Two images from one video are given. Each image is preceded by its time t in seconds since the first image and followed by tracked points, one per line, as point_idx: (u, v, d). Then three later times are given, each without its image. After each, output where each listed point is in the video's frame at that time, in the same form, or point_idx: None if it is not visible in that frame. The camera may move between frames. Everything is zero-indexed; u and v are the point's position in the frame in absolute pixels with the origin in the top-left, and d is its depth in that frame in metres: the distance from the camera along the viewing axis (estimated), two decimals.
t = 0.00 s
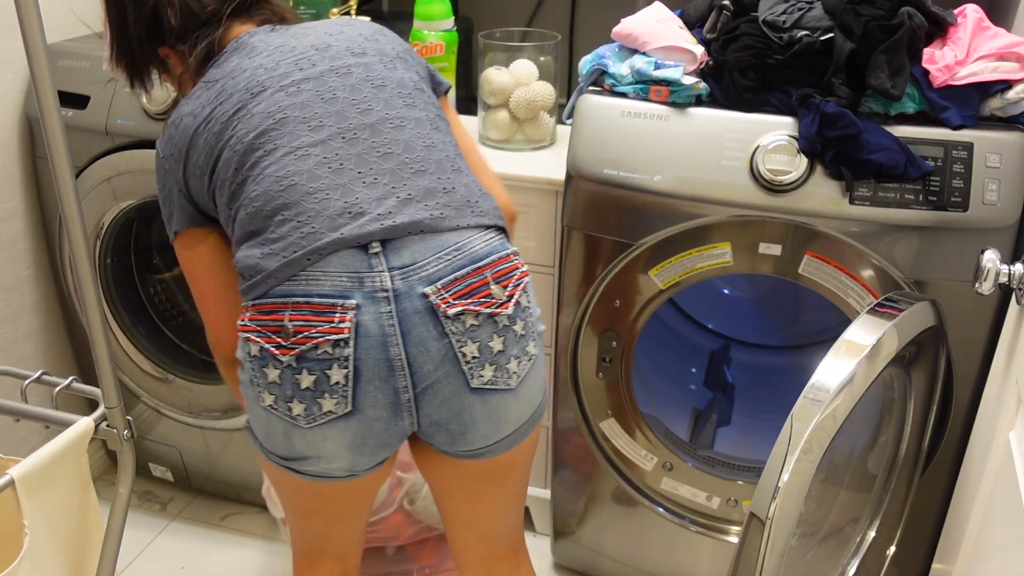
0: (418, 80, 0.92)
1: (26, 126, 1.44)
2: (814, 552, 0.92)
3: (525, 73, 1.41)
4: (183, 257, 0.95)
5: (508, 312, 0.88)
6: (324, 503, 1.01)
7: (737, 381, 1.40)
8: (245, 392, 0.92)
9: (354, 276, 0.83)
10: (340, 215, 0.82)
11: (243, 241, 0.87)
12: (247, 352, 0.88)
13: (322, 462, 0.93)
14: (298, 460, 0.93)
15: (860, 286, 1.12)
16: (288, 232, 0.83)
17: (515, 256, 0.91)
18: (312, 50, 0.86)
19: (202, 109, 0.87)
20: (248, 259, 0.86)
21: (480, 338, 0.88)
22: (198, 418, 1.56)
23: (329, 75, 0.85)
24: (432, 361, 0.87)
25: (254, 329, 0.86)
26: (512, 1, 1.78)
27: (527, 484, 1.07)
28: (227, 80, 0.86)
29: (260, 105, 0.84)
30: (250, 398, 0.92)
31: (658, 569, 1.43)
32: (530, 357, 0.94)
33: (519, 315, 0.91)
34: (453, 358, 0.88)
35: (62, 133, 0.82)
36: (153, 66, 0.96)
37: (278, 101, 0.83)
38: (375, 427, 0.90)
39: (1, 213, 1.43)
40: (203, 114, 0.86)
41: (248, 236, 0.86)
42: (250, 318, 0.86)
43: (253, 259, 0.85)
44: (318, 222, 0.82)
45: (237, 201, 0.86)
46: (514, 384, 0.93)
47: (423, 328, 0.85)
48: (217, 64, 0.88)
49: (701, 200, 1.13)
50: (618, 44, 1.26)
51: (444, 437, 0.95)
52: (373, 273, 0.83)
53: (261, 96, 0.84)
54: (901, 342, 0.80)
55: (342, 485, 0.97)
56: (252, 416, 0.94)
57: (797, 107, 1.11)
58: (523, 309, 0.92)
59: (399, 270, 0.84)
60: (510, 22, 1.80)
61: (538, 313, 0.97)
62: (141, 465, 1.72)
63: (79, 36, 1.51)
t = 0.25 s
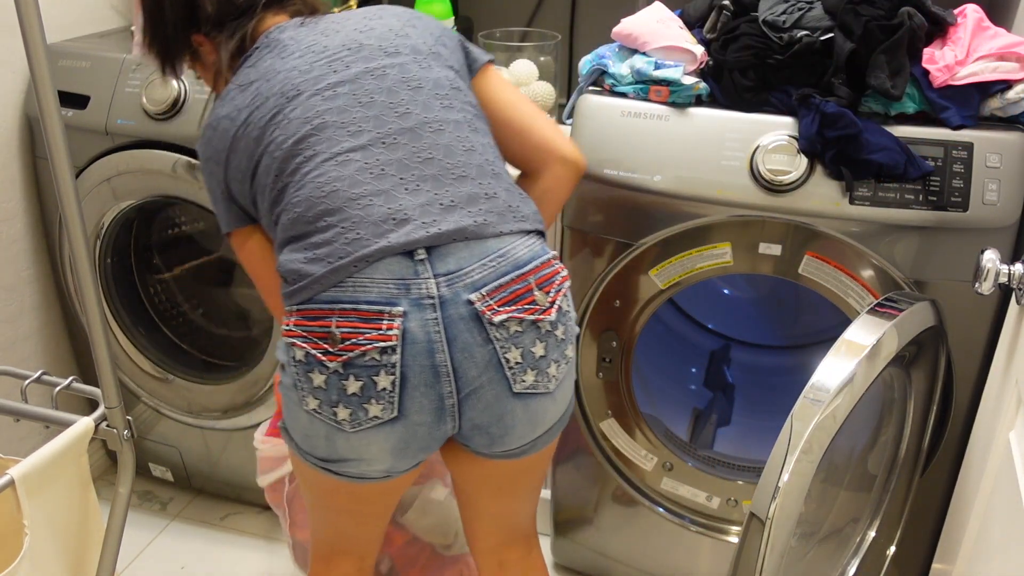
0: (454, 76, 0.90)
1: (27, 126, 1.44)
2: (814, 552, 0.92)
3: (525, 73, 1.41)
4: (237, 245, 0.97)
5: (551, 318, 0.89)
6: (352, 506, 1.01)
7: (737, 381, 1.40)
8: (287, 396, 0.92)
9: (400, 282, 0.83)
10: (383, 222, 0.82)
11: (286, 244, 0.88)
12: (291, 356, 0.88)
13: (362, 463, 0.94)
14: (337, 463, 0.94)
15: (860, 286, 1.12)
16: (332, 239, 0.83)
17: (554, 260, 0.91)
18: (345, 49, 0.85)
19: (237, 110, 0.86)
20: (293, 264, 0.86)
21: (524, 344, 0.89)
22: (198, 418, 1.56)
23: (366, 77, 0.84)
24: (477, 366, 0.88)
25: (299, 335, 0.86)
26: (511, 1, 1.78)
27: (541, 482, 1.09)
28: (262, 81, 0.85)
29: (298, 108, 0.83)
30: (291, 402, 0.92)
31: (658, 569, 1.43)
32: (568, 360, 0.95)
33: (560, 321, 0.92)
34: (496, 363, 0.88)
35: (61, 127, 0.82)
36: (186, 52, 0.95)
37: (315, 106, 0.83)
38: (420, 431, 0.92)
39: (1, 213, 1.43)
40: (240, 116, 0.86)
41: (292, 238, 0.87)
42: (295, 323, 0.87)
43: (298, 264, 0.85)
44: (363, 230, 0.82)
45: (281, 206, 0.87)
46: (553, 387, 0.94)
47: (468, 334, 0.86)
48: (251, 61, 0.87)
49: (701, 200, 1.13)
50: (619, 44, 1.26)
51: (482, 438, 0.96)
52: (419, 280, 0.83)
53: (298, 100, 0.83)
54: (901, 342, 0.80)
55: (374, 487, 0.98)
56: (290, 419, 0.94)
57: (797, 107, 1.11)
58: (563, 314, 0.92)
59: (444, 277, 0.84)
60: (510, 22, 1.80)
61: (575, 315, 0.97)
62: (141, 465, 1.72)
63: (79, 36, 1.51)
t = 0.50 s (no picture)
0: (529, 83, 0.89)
1: (27, 126, 1.44)
2: (815, 552, 0.92)
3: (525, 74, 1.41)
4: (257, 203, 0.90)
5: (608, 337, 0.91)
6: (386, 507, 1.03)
7: (737, 381, 1.41)
8: (343, 396, 0.91)
9: (473, 296, 0.82)
10: (459, 231, 0.81)
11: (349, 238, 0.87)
12: (355, 358, 0.87)
13: (415, 465, 0.94)
14: (388, 463, 0.94)
15: (860, 286, 1.12)
16: (403, 240, 0.82)
17: (610, 278, 0.93)
18: (430, 40, 0.83)
19: (303, 89, 0.83)
20: (359, 258, 0.86)
21: (582, 360, 0.90)
22: (198, 418, 1.56)
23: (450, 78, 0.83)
24: (537, 379, 0.89)
25: (368, 338, 0.86)
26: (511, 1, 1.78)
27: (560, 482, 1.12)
28: (336, 59, 0.82)
29: (375, 100, 0.81)
30: (347, 404, 0.91)
31: (659, 569, 1.43)
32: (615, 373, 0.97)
33: (613, 338, 0.94)
34: (555, 377, 0.89)
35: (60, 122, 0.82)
36: None
37: (398, 100, 0.81)
38: (477, 438, 0.92)
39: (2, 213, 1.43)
40: (306, 97, 0.83)
41: (355, 233, 0.86)
42: (363, 327, 0.86)
43: (369, 264, 0.85)
44: (437, 238, 0.81)
45: (348, 199, 0.85)
46: (599, 400, 0.96)
47: (533, 348, 0.86)
48: (322, 32, 0.84)
49: (701, 200, 1.13)
50: (619, 44, 1.26)
51: (527, 442, 0.97)
52: (490, 294, 0.83)
53: (379, 90, 0.81)
54: (901, 342, 0.80)
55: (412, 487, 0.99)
56: (339, 418, 0.93)
57: (797, 107, 1.11)
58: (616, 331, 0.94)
59: (515, 292, 0.84)
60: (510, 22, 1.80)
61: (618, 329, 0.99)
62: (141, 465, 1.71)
63: (79, 36, 1.51)
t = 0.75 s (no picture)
0: (552, 73, 0.91)
1: (27, 126, 1.44)
2: (815, 552, 0.92)
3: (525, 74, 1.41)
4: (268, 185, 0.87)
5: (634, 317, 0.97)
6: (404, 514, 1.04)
7: (737, 381, 1.41)
8: (384, 404, 0.91)
9: (516, 292, 0.85)
10: (503, 228, 0.83)
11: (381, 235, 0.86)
12: (401, 363, 0.88)
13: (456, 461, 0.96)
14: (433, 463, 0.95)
15: (860, 286, 1.12)
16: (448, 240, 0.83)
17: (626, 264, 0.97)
18: (466, 30, 0.84)
19: (338, 78, 0.81)
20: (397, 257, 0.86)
21: (611, 342, 0.94)
22: (198, 418, 1.56)
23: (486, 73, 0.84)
24: (575, 367, 0.92)
25: (415, 344, 0.87)
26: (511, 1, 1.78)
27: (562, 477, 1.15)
28: (370, 47, 0.80)
29: (417, 93, 0.81)
30: (386, 411, 0.91)
31: (659, 569, 1.43)
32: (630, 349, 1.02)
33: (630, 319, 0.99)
34: (590, 361, 0.93)
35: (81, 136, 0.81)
36: None
37: (440, 94, 0.81)
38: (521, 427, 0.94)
39: (2, 213, 1.43)
40: (342, 85, 0.81)
41: (387, 233, 0.86)
42: (409, 334, 0.87)
43: (410, 267, 0.85)
44: (483, 236, 0.83)
45: (382, 193, 0.85)
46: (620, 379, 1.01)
47: (571, 337, 0.89)
48: (352, 12, 0.81)
49: (701, 200, 1.13)
50: (619, 44, 1.26)
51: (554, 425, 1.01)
52: (531, 287, 0.85)
53: (420, 82, 0.81)
54: (901, 342, 0.80)
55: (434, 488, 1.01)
56: (374, 425, 0.94)
57: (797, 107, 1.11)
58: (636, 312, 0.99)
59: (552, 283, 0.87)
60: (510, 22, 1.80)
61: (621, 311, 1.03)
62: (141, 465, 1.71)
63: (79, 36, 1.51)
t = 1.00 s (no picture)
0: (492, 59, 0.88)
1: (27, 126, 1.44)
2: (815, 552, 0.92)
3: (525, 74, 1.41)
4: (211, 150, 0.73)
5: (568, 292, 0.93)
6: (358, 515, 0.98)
7: (737, 381, 1.40)
8: (329, 400, 0.85)
9: (457, 277, 0.82)
10: (445, 220, 0.81)
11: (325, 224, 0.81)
12: (346, 358, 0.83)
13: (403, 454, 0.91)
14: (380, 458, 0.90)
15: (860, 286, 1.12)
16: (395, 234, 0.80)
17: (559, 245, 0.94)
18: (424, 16, 0.79)
19: (303, 53, 0.72)
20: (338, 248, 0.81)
21: (550, 321, 0.91)
22: (198, 418, 1.56)
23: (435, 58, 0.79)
24: (517, 348, 0.89)
25: (360, 336, 0.83)
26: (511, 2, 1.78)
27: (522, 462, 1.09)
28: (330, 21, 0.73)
29: (377, 85, 0.76)
30: (331, 407, 0.86)
31: (659, 569, 1.43)
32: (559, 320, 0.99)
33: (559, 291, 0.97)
34: (530, 341, 0.89)
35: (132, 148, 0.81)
36: None
37: (399, 89, 0.77)
38: (465, 411, 0.90)
39: (2, 213, 1.43)
40: (308, 68, 0.73)
41: (333, 228, 0.81)
42: (353, 325, 0.82)
43: (354, 263, 0.81)
44: (427, 227, 0.80)
45: (322, 180, 0.79)
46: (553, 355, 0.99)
47: (510, 317, 0.86)
48: None
49: (701, 201, 1.13)
50: (619, 44, 1.26)
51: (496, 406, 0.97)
52: (472, 272, 0.83)
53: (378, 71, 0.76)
54: (901, 342, 0.80)
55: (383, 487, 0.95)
56: (319, 423, 0.88)
57: (797, 107, 1.11)
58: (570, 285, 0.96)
59: (490, 266, 0.84)
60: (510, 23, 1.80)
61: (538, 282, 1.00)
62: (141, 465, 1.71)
63: (79, 36, 1.51)
